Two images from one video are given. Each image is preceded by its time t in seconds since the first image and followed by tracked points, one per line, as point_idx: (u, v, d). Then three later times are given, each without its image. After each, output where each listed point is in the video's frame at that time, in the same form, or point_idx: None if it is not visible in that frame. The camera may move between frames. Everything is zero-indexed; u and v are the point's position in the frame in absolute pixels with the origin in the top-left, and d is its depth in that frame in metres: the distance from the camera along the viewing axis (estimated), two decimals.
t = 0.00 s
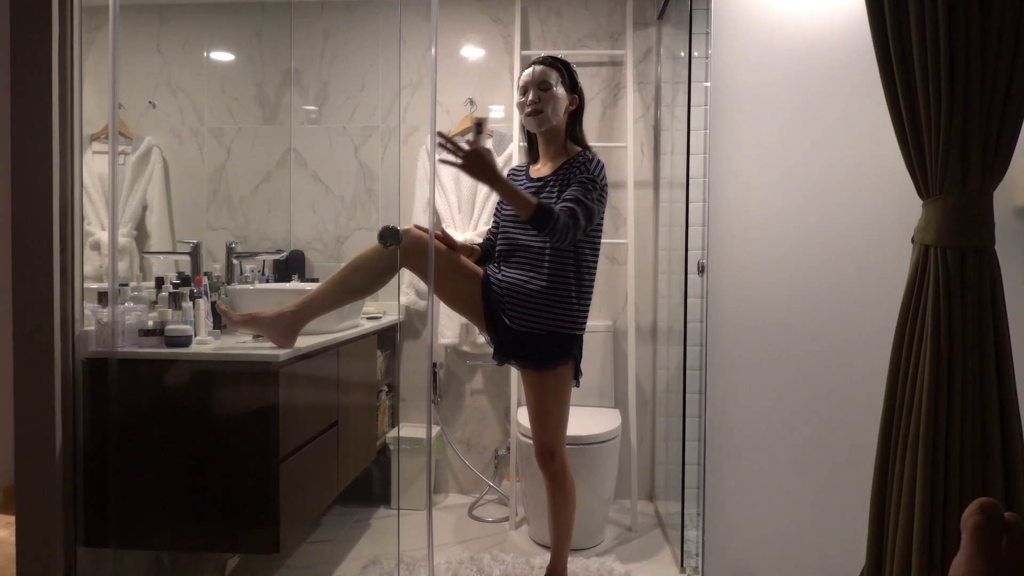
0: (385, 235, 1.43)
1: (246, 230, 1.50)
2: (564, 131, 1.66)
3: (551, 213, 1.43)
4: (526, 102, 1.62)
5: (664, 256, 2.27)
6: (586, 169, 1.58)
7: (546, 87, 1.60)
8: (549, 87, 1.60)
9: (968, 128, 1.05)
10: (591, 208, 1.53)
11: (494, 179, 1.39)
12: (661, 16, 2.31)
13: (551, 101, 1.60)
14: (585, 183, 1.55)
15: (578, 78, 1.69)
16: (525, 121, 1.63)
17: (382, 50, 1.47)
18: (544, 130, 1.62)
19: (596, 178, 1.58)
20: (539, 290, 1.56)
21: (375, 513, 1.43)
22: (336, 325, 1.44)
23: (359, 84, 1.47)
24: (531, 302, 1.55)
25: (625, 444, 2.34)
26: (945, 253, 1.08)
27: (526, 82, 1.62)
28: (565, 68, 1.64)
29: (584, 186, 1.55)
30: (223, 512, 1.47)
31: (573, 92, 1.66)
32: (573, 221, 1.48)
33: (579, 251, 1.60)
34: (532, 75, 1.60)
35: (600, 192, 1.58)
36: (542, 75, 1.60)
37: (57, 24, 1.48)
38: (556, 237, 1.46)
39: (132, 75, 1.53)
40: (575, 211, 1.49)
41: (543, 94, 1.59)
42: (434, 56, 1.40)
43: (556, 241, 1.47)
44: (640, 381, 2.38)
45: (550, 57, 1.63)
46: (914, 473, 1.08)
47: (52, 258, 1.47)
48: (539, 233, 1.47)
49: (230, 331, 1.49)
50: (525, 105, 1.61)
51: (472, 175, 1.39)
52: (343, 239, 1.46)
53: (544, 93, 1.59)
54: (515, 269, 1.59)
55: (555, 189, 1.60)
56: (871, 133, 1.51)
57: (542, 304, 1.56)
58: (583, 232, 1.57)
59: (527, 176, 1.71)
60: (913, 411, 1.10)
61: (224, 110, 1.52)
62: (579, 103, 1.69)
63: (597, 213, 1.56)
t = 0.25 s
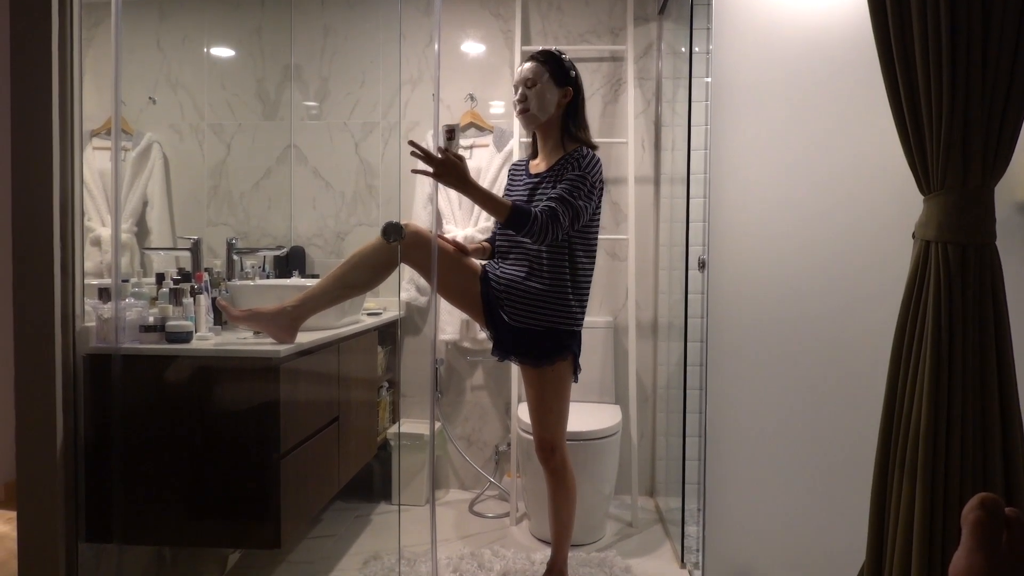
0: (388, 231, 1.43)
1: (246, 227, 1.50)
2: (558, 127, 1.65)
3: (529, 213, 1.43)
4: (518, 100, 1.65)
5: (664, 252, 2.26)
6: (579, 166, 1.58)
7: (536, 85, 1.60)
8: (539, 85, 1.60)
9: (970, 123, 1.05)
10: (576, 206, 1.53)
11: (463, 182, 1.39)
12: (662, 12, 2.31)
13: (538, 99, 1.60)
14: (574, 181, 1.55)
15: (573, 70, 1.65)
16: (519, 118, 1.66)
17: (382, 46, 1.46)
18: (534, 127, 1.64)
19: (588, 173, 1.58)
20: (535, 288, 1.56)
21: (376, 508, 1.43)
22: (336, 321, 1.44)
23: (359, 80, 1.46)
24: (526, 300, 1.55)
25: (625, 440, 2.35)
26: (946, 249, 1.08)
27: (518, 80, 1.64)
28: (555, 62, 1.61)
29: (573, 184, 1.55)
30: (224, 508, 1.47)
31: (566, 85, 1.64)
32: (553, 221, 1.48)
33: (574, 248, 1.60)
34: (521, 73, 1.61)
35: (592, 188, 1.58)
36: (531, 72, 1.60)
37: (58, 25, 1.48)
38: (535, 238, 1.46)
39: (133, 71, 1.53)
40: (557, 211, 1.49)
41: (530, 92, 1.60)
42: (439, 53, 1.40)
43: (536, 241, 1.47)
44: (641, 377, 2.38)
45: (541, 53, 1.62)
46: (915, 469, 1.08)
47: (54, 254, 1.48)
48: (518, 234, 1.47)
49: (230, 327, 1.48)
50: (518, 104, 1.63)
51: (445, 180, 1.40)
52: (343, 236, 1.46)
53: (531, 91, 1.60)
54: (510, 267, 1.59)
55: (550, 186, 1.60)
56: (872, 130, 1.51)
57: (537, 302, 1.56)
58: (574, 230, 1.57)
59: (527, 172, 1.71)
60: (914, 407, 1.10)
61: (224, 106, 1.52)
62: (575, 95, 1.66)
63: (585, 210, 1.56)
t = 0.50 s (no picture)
0: (391, 228, 1.43)
1: (246, 223, 1.50)
2: (555, 124, 1.64)
3: (526, 212, 1.44)
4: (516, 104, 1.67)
5: (665, 249, 2.26)
6: (580, 164, 1.58)
7: (526, 89, 1.60)
8: (531, 88, 1.60)
9: (970, 119, 1.05)
10: (576, 205, 1.52)
11: (462, 181, 1.39)
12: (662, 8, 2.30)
13: (530, 101, 1.61)
14: (575, 179, 1.55)
15: (564, 64, 1.62)
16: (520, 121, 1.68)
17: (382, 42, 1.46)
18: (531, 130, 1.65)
19: (589, 173, 1.57)
20: (533, 285, 1.56)
21: (377, 504, 1.44)
22: (336, 318, 1.44)
23: (359, 77, 1.46)
24: (525, 297, 1.56)
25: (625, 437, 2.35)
26: (946, 246, 1.08)
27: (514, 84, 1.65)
28: (544, 60, 1.60)
29: (573, 183, 1.55)
30: (224, 504, 1.47)
31: (557, 81, 1.62)
32: (552, 219, 1.48)
33: (574, 246, 1.59)
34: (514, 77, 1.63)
35: (592, 187, 1.57)
36: (522, 75, 1.61)
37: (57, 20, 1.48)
38: (532, 236, 1.46)
39: (134, 67, 1.53)
40: (556, 210, 1.49)
41: (523, 95, 1.61)
42: (439, 49, 1.39)
43: (534, 239, 1.47)
44: (641, 374, 2.39)
45: (530, 53, 1.61)
46: (914, 465, 1.09)
47: (53, 250, 1.48)
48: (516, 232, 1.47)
49: (230, 324, 1.48)
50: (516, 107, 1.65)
51: (444, 179, 1.39)
52: (343, 233, 1.46)
53: (523, 96, 1.61)
54: (509, 265, 1.59)
55: (551, 184, 1.60)
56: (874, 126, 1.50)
57: (535, 300, 1.56)
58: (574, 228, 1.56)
59: (529, 169, 1.70)
60: (914, 403, 1.10)
61: (224, 102, 1.51)
62: (569, 90, 1.64)
63: (586, 209, 1.56)
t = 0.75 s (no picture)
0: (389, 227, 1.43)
1: (246, 222, 1.50)
2: (555, 125, 1.64)
3: (525, 213, 1.44)
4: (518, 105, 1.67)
5: (665, 248, 2.26)
6: (581, 165, 1.58)
7: (526, 90, 1.61)
8: (530, 89, 1.60)
9: (970, 117, 1.05)
10: (575, 206, 1.52)
11: (467, 180, 1.39)
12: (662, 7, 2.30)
13: (529, 102, 1.61)
14: (575, 180, 1.55)
15: (562, 64, 1.62)
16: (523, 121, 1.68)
17: (382, 42, 1.46)
18: (532, 130, 1.66)
19: (590, 173, 1.58)
20: (532, 286, 1.56)
21: (377, 504, 1.44)
22: (336, 318, 1.44)
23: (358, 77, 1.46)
24: (524, 297, 1.56)
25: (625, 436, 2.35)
26: (946, 245, 1.08)
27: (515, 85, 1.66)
28: (543, 61, 1.60)
29: (573, 183, 1.55)
30: (224, 504, 1.47)
31: (556, 81, 1.62)
32: (551, 220, 1.48)
33: (574, 247, 1.59)
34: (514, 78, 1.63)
35: (592, 188, 1.57)
36: (521, 76, 1.61)
37: (56, 19, 1.49)
38: (531, 236, 1.46)
39: (134, 67, 1.52)
40: (555, 211, 1.49)
41: (523, 96, 1.62)
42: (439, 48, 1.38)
43: (533, 240, 1.47)
44: (641, 373, 2.39)
45: (529, 54, 1.61)
46: (914, 464, 1.09)
47: (53, 249, 1.48)
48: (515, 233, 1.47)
49: (230, 323, 1.48)
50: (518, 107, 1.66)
51: (446, 178, 1.39)
52: (343, 233, 1.46)
53: (522, 97, 1.62)
54: (509, 265, 1.59)
55: (552, 184, 1.60)
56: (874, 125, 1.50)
57: (534, 300, 1.56)
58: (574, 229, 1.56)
59: (532, 168, 1.70)
60: (913, 403, 1.10)
61: (224, 101, 1.52)
62: (569, 89, 1.63)
63: (586, 210, 1.56)
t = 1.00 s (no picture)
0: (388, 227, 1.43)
1: (246, 223, 1.50)
2: (556, 124, 1.64)
3: (526, 213, 1.44)
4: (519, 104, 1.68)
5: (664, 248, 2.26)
6: (582, 166, 1.58)
7: (526, 89, 1.61)
8: (530, 88, 1.61)
9: (969, 116, 1.05)
10: (576, 206, 1.52)
11: (466, 181, 1.40)
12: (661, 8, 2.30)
13: (529, 101, 1.61)
14: (576, 180, 1.55)
15: (562, 63, 1.61)
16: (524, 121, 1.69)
17: (381, 42, 1.46)
18: (532, 130, 1.66)
19: (592, 174, 1.58)
20: (533, 286, 1.55)
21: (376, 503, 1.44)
22: (336, 318, 1.44)
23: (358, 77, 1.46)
24: (524, 297, 1.55)
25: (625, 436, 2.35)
26: (946, 245, 1.08)
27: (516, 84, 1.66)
28: (543, 60, 1.60)
29: (575, 184, 1.55)
30: (224, 504, 1.47)
31: (556, 81, 1.61)
32: (552, 220, 1.48)
33: (575, 247, 1.59)
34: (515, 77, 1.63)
35: (593, 188, 1.57)
36: (521, 76, 1.61)
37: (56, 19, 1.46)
38: (531, 236, 1.46)
39: (134, 67, 1.53)
40: (555, 211, 1.49)
41: (523, 96, 1.62)
42: (440, 47, 1.39)
43: (533, 240, 1.47)
44: (640, 373, 2.39)
45: (529, 53, 1.61)
46: (914, 464, 1.09)
47: (52, 249, 1.46)
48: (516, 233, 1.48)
49: (230, 324, 1.48)
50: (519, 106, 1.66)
51: (445, 179, 1.40)
52: (343, 232, 1.46)
53: (522, 96, 1.62)
54: (510, 264, 1.59)
55: (553, 185, 1.60)
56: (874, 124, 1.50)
57: (534, 300, 1.55)
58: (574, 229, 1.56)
59: (533, 168, 1.70)
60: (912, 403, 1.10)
61: (223, 101, 1.52)
62: (569, 89, 1.63)
63: (586, 211, 1.55)
